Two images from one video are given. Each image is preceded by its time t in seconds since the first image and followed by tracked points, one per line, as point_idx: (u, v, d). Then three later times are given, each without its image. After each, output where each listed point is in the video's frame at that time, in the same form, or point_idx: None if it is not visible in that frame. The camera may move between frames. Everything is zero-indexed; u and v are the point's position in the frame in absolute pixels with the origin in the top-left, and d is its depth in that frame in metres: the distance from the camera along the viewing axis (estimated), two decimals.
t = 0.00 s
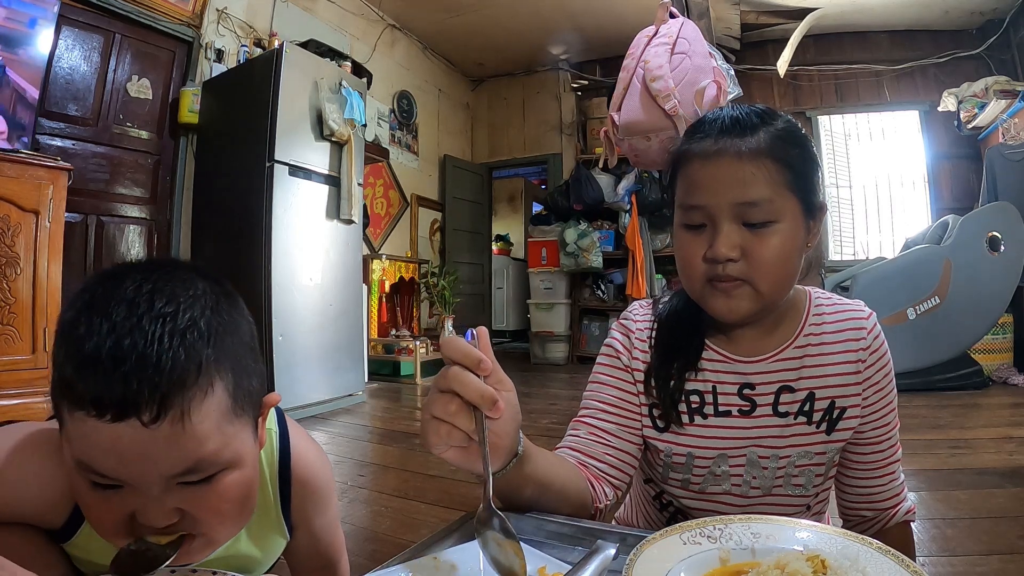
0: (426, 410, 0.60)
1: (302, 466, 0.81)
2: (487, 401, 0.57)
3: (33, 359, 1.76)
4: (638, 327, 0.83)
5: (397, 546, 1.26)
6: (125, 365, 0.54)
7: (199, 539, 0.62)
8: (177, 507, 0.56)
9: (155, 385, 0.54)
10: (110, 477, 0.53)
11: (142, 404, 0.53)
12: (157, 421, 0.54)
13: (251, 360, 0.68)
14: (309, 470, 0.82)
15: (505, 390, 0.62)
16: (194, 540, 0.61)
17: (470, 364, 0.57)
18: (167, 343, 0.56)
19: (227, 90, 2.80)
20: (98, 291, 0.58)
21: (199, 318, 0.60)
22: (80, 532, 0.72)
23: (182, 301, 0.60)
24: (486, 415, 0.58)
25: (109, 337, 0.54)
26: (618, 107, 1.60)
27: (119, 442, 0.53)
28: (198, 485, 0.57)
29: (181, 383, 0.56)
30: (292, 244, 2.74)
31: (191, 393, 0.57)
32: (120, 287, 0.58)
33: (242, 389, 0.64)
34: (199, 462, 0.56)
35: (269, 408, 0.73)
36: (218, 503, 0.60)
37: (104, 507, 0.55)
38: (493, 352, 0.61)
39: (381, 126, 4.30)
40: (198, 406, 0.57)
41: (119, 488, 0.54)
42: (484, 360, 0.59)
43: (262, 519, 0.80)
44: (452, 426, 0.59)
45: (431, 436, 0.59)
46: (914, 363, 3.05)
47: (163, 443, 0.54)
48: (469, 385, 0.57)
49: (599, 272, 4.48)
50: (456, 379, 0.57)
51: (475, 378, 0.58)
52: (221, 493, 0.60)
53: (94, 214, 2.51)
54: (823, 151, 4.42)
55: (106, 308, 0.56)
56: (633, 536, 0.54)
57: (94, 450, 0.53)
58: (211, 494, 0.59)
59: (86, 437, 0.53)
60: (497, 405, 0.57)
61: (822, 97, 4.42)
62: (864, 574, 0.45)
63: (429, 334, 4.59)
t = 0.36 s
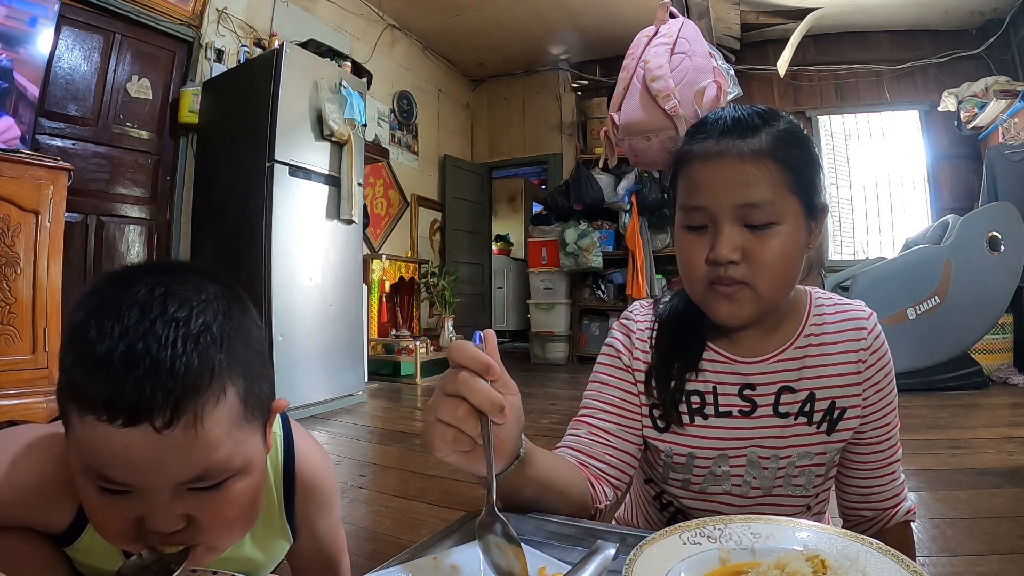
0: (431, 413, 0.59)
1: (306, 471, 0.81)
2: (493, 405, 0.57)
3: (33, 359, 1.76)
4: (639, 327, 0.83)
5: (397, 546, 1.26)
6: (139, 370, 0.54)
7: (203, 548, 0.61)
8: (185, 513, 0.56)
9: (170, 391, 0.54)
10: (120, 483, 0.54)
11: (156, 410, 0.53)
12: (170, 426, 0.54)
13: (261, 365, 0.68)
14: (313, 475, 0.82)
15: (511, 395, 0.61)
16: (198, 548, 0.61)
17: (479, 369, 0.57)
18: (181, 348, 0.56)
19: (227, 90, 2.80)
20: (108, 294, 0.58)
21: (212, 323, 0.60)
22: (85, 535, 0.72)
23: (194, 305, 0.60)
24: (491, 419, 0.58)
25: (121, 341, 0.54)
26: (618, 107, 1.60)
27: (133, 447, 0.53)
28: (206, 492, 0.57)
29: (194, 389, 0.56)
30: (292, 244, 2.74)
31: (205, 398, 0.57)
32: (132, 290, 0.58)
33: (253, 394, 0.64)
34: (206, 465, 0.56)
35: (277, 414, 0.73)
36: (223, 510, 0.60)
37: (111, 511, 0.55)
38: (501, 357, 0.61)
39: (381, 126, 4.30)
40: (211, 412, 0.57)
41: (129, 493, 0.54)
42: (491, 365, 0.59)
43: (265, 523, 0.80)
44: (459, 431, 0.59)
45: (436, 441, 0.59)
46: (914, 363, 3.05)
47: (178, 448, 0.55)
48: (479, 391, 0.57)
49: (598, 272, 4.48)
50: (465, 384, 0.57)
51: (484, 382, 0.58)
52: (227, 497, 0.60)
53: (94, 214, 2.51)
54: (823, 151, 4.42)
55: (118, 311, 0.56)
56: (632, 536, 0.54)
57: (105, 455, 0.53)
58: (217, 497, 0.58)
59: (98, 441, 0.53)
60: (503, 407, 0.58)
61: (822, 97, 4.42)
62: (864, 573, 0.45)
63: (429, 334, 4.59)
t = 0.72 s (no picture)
0: (424, 414, 0.60)
1: (309, 473, 0.81)
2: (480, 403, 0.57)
3: (33, 360, 1.76)
4: (640, 327, 0.83)
5: (397, 546, 1.26)
6: (155, 371, 0.54)
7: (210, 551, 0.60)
8: (192, 516, 0.55)
9: (185, 391, 0.54)
10: (130, 486, 0.53)
11: (170, 410, 0.53)
12: (184, 427, 0.54)
13: (271, 370, 0.68)
14: (315, 477, 0.82)
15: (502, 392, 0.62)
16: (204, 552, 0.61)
17: (467, 368, 0.58)
18: (197, 350, 0.57)
19: (227, 90, 2.80)
20: (120, 295, 0.58)
21: (225, 325, 0.61)
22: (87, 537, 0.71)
23: (208, 307, 0.60)
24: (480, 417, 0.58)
25: (137, 341, 0.54)
26: (618, 107, 1.60)
27: (146, 450, 0.53)
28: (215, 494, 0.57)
29: (208, 390, 0.56)
30: (292, 245, 2.74)
31: (218, 400, 0.57)
32: (145, 292, 0.58)
33: (263, 396, 0.64)
34: (215, 467, 0.56)
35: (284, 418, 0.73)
36: (230, 514, 0.59)
37: (115, 514, 0.55)
38: (489, 353, 0.61)
39: (381, 126, 4.30)
40: (224, 414, 0.57)
41: (137, 496, 0.53)
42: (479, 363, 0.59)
43: (270, 526, 0.79)
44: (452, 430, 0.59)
45: (430, 442, 0.59)
46: (914, 363, 3.05)
47: (192, 449, 0.54)
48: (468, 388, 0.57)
49: (599, 272, 4.48)
50: (453, 384, 0.58)
51: (472, 381, 0.58)
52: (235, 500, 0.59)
53: (94, 214, 2.51)
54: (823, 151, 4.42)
55: (132, 313, 0.56)
56: (633, 536, 0.54)
57: (117, 457, 0.53)
58: (226, 498, 0.58)
59: (111, 442, 0.53)
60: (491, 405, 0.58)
61: (822, 97, 4.42)
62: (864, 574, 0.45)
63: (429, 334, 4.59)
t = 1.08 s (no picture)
0: (437, 403, 0.59)
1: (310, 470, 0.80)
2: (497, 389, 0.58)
3: (32, 359, 1.76)
4: (640, 328, 0.83)
5: (397, 546, 1.26)
6: (179, 365, 0.54)
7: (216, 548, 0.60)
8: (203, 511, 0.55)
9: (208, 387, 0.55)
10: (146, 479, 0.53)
11: (192, 404, 0.54)
12: (205, 420, 0.55)
13: (284, 365, 0.69)
14: (316, 474, 0.81)
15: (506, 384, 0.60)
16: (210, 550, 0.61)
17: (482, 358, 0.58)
18: (220, 345, 0.57)
19: (228, 90, 2.81)
20: (140, 287, 0.57)
21: (245, 321, 0.61)
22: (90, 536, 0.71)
23: (228, 302, 0.60)
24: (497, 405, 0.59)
25: (161, 334, 0.54)
26: (618, 107, 1.60)
27: (168, 443, 0.53)
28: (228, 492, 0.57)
29: (229, 383, 0.57)
30: (292, 244, 2.74)
31: (239, 394, 0.58)
32: (167, 286, 0.57)
33: (277, 389, 0.65)
34: (231, 464, 0.57)
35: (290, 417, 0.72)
36: (242, 510, 0.60)
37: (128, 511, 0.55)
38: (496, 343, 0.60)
39: (381, 126, 4.30)
40: (243, 407, 0.58)
41: (151, 489, 0.54)
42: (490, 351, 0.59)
43: (273, 527, 0.79)
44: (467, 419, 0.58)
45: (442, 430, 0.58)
46: (914, 363, 3.05)
47: (211, 441, 0.55)
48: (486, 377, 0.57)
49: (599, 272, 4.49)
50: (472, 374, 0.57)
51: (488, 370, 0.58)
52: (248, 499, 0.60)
53: (94, 214, 2.51)
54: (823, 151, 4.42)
55: (154, 306, 0.55)
56: (633, 536, 0.54)
57: (134, 451, 0.53)
58: (239, 495, 0.59)
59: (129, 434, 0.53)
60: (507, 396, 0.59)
61: (822, 97, 4.42)
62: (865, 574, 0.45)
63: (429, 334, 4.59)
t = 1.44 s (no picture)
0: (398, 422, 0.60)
1: (302, 454, 0.82)
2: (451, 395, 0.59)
3: (33, 360, 1.76)
4: (643, 326, 0.83)
5: (397, 545, 1.26)
6: (202, 337, 0.57)
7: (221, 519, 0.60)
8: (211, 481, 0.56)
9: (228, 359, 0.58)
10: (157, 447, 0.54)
11: (213, 372, 0.57)
12: (223, 387, 0.57)
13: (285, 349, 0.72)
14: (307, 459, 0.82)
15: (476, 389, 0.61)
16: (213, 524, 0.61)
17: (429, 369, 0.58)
18: (236, 322, 0.61)
19: (228, 90, 2.81)
20: (156, 268, 0.60)
21: (257, 301, 0.65)
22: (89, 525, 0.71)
23: (239, 282, 0.64)
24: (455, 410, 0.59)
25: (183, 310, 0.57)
26: (618, 107, 1.60)
27: (187, 410, 0.54)
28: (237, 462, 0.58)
29: (245, 357, 0.60)
30: (292, 244, 2.74)
31: (254, 365, 0.61)
32: (181, 268, 0.60)
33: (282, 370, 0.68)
34: (242, 434, 0.58)
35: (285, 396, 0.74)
36: (248, 481, 0.60)
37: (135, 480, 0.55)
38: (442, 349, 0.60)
39: (381, 126, 4.30)
40: (257, 377, 0.61)
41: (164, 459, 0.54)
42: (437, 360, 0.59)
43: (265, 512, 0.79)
44: (425, 430, 0.59)
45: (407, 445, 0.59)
46: (914, 363, 3.05)
47: (225, 409, 0.57)
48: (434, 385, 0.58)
49: (599, 272, 4.49)
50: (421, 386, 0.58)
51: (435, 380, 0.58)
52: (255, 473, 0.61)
53: (94, 214, 2.51)
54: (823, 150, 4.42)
55: (176, 286, 0.59)
56: (633, 536, 0.54)
57: (151, 419, 0.54)
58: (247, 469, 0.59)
59: (148, 405, 0.54)
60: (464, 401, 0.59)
61: (822, 97, 4.42)
62: (864, 573, 0.45)
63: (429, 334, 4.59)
